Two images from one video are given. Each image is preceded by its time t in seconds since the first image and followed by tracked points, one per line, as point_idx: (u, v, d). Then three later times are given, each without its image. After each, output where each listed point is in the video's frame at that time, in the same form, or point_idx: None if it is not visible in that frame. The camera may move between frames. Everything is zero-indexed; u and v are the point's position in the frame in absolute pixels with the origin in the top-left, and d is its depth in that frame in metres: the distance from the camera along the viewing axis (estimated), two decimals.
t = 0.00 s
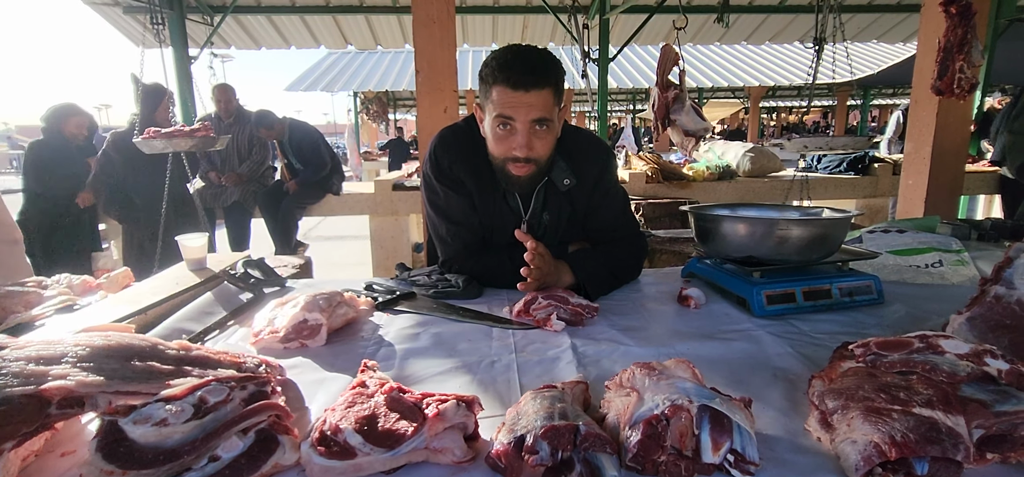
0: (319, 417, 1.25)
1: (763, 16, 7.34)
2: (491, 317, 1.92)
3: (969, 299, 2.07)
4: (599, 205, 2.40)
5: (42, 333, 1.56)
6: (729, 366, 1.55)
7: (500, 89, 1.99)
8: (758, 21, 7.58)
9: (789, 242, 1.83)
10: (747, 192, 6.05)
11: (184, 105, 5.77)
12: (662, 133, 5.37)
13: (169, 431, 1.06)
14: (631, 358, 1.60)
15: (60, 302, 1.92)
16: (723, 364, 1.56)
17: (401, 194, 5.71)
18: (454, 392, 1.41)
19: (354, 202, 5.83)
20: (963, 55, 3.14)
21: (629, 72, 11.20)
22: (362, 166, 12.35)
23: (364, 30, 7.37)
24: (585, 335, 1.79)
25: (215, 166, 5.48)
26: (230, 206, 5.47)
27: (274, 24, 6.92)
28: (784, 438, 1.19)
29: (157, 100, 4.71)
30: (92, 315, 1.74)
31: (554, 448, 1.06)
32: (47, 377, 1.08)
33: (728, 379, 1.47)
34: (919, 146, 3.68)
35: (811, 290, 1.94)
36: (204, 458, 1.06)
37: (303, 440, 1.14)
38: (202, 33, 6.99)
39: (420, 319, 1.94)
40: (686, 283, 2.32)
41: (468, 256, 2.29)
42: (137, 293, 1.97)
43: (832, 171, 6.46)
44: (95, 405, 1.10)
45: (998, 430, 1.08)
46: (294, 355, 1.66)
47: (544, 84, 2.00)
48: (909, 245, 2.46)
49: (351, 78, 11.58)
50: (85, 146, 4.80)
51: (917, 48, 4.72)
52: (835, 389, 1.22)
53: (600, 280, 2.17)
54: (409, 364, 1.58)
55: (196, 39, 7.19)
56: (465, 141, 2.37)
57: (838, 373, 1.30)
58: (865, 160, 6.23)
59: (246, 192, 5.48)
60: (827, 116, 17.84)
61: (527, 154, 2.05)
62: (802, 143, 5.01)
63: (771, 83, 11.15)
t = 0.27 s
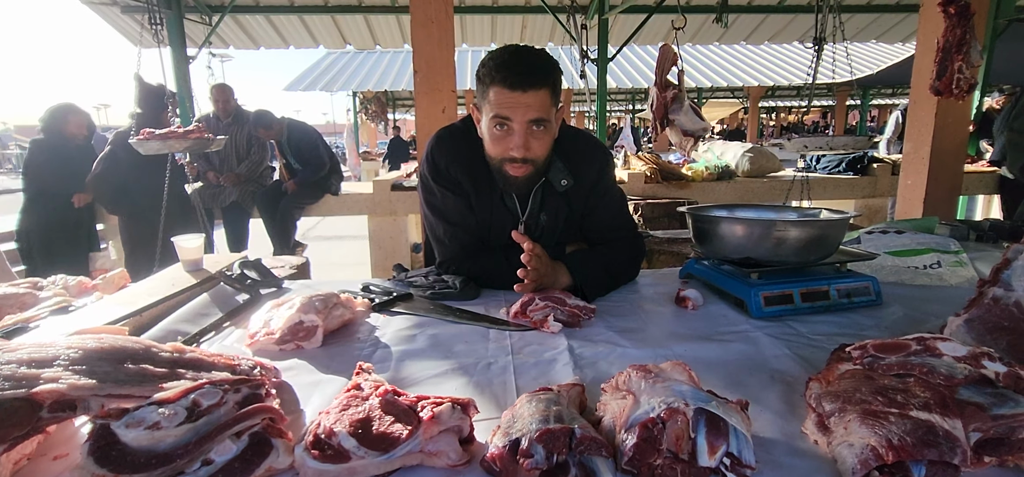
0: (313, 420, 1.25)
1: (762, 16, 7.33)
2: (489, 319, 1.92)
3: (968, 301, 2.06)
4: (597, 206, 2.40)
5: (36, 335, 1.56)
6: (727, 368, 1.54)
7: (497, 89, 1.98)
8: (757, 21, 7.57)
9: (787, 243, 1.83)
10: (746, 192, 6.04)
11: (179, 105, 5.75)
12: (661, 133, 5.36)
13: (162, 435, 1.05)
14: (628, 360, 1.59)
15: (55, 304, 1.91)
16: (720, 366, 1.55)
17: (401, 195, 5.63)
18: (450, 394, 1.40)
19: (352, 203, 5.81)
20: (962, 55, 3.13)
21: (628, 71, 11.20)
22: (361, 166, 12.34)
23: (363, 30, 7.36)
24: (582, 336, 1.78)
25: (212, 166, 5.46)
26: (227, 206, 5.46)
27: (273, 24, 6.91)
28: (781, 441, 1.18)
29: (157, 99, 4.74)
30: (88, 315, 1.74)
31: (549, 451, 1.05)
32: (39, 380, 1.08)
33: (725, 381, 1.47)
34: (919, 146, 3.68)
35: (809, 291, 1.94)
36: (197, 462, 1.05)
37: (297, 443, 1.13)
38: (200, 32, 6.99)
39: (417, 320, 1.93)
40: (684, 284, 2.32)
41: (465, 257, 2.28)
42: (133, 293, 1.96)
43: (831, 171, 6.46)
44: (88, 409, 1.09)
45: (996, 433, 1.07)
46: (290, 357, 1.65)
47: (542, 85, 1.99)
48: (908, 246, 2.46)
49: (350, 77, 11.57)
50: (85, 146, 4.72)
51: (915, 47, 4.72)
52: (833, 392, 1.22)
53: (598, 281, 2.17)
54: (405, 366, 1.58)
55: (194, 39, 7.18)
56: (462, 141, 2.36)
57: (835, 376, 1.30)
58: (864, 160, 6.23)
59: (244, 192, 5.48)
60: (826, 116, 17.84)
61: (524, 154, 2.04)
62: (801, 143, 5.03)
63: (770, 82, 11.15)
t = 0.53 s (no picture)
0: (317, 417, 1.25)
1: (761, 16, 7.34)
2: (490, 317, 1.92)
3: (967, 299, 2.07)
4: (598, 205, 2.40)
5: (38, 333, 1.56)
6: (727, 366, 1.54)
7: (498, 88, 1.99)
8: (756, 20, 7.58)
9: (787, 242, 1.83)
10: (745, 191, 6.05)
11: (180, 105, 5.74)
12: (661, 133, 5.37)
13: (166, 431, 1.05)
14: (629, 357, 1.60)
15: (57, 301, 1.91)
16: (721, 364, 1.56)
17: (399, 194, 5.67)
18: (452, 392, 1.41)
19: (351, 202, 5.80)
20: (960, 55, 3.14)
21: (628, 71, 11.20)
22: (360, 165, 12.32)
23: (363, 29, 7.36)
24: (583, 334, 1.78)
25: (212, 165, 5.46)
26: (227, 205, 5.46)
27: (272, 23, 6.90)
28: (782, 437, 1.19)
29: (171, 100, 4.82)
30: (91, 313, 1.74)
31: (552, 448, 1.06)
32: (43, 377, 1.08)
33: (726, 379, 1.47)
34: (917, 146, 3.69)
35: (809, 289, 1.94)
36: (201, 459, 1.05)
37: (301, 440, 1.14)
38: (200, 31, 6.98)
39: (418, 318, 1.93)
40: (684, 283, 2.32)
41: (467, 255, 2.29)
42: (135, 292, 1.97)
43: (830, 170, 6.47)
44: (92, 405, 1.09)
45: (995, 430, 1.08)
46: (292, 354, 1.65)
47: (542, 84, 2.00)
48: (907, 245, 2.46)
49: (349, 76, 11.56)
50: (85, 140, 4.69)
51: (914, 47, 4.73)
52: (833, 390, 1.22)
53: (598, 280, 2.17)
54: (407, 363, 1.58)
55: (193, 38, 7.17)
56: (463, 140, 2.37)
57: (836, 373, 1.30)
58: (863, 160, 6.24)
59: (244, 191, 5.48)
60: (825, 116, 17.85)
61: (525, 153, 2.05)
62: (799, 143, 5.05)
63: (769, 82, 11.15)
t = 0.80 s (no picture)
0: (314, 417, 1.24)
1: (761, 15, 7.33)
2: (489, 317, 1.91)
3: (967, 299, 2.06)
4: (597, 205, 2.40)
5: (35, 333, 1.55)
6: (727, 366, 1.54)
7: (497, 87, 1.98)
8: (755, 20, 7.58)
9: (787, 241, 1.83)
10: (744, 190, 6.05)
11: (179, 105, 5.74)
12: (661, 132, 5.36)
13: (162, 432, 1.04)
14: (628, 357, 1.59)
15: (53, 301, 1.91)
16: (721, 364, 1.55)
17: (398, 193, 5.66)
18: (450, 392, 1.40)
19: (350, 201, 5.78)
20: (960, 54, 3.14)
21: (627, 70, 11.20)
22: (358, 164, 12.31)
23: (361, 29, 7.35)
24: (582, 334, 1.78)
25: (210, 164, 5.43)
26: (225, 204, 5.45)
27: (271, 22, 6.89)
28: (782, 438, 1.18)
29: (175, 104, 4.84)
30: (88, 313, 1.73)
31: (551, 449, 1.05)
32: (38, 378, 1.07)
33: (726, 379, 1.46)
34: (916, 145, 3.69)
35: (809, 289, 1.93)
36: (198, 460, 1.05)
37: (298, 441, 1.13)
38: (198, 30, 6.97)
39: (416, 318, 1.92)
40: (684, 282, 2.31)
41: (466, 255, 2.28)
42: (133, 292, 1.96)
43: (829, 170, 6.46)
44: (88, 406, 1.08)
45: (997, 430, 1.07)
46: (290, 354, 1.65)
47: (541, 83, 1.99)
48: (907, 245, 2.46)
49: (348, 76, 11.54)
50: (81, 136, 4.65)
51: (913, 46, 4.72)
52: (834, 390, 1.22)
53: (598, 280, 2.17)
54: (405, 364, 1.57)
55: (192, 37, 7.16)
56: (462, 139, 2.36)
57: (836, 373, 1.30)
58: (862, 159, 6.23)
59: (242, 191, 5.47)
60: (824, 115, 17.84)
61: (524, 152, 2.04)
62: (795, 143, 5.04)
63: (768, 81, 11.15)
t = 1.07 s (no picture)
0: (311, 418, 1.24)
1: (760, 14, 7.33)
2: (487, 317, 1.91)
3: (966, 299, 2.05)
4: (596, 205, 2.39)
5: (32, 334, 1.55)
6: (726, 366, 1.53)
7: (495, 86, 1.97)
8: (754, 19, 7.57)
9: (786, 241, 1.82)
10: (743, 190, 6.04)
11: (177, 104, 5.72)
12: (660, 131, 5.35)
13: (158, 434, 1.04)
14: (627, 358, 1.59)
15: (52, 301, 1.91)
16: (719, 364, 1.55)
17: (397, 193, 5.67)
18: (448, 393, 1.39)
19: (349, 201, 5.78)
20: (959, 53, 3.13)
21: (626, 69, 11.20)
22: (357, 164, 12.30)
23: (360, 28, 7.34)
24: (581, 334, 1.77)
25: (209, 164, 5.40)
26: (224, 203, 5.44)
27: (270, 22, 6.88)
28: (781, 438, 1.18)
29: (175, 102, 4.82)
30: (86, 314, 1.73)
31: (549, 450, 1.04)
32: (34, 379, 1.07)
33: (725, 379, 1.46)
34: (915, 144, 3.68)
35: (808, 289, 1.93)
36: (194, 461, 1.04)
37: (295, 442, 1.13)
38: (197, 30, 6.97)
39: (414, 318, 1.92)
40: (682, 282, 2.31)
41: (465, 255, 2.27)
42: (131, 292, 1.95)
43: (828, 169, 6.46)
44: (83, 408, 1.08)
45: (996, 430, 1.07)
46: (288, 355, 1.64)
47: (540, 82, 1.98)
48: (906, 245, 2.46)
49: (347, 75, 11.53)
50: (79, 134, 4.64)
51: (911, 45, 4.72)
52: (832, 390, 1.21)
53: (597, 279, 2.16)
54: (403, 364, 1.57)
55: (191, 37, 7.16)
56: (460, 138, 2.36)
57: (835, 373, 1.30)
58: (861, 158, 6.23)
59: (240, 191, 5.46)
60: (823, 114, 17.84)
61: (522, 152, 2.04)
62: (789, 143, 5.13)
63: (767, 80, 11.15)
